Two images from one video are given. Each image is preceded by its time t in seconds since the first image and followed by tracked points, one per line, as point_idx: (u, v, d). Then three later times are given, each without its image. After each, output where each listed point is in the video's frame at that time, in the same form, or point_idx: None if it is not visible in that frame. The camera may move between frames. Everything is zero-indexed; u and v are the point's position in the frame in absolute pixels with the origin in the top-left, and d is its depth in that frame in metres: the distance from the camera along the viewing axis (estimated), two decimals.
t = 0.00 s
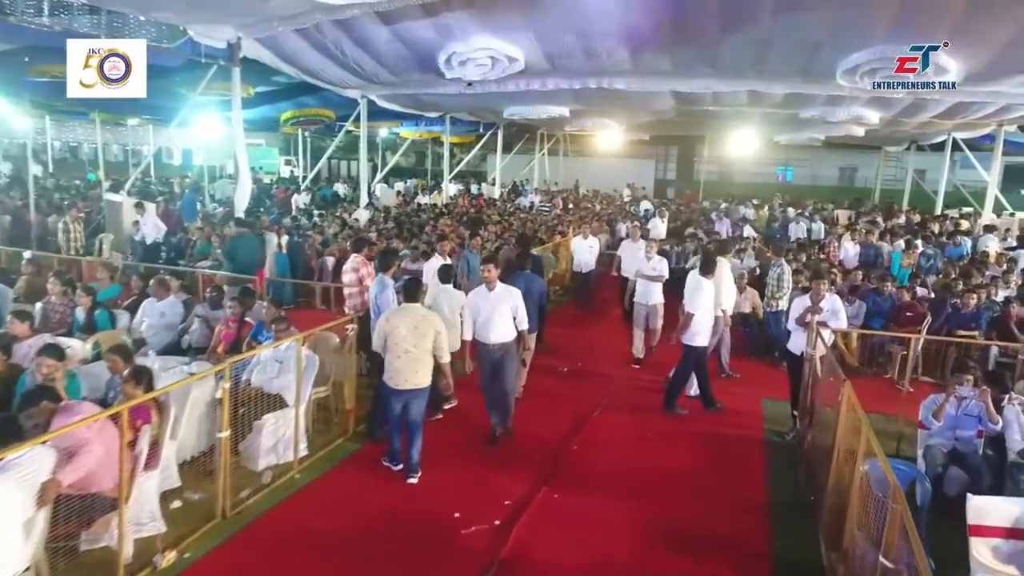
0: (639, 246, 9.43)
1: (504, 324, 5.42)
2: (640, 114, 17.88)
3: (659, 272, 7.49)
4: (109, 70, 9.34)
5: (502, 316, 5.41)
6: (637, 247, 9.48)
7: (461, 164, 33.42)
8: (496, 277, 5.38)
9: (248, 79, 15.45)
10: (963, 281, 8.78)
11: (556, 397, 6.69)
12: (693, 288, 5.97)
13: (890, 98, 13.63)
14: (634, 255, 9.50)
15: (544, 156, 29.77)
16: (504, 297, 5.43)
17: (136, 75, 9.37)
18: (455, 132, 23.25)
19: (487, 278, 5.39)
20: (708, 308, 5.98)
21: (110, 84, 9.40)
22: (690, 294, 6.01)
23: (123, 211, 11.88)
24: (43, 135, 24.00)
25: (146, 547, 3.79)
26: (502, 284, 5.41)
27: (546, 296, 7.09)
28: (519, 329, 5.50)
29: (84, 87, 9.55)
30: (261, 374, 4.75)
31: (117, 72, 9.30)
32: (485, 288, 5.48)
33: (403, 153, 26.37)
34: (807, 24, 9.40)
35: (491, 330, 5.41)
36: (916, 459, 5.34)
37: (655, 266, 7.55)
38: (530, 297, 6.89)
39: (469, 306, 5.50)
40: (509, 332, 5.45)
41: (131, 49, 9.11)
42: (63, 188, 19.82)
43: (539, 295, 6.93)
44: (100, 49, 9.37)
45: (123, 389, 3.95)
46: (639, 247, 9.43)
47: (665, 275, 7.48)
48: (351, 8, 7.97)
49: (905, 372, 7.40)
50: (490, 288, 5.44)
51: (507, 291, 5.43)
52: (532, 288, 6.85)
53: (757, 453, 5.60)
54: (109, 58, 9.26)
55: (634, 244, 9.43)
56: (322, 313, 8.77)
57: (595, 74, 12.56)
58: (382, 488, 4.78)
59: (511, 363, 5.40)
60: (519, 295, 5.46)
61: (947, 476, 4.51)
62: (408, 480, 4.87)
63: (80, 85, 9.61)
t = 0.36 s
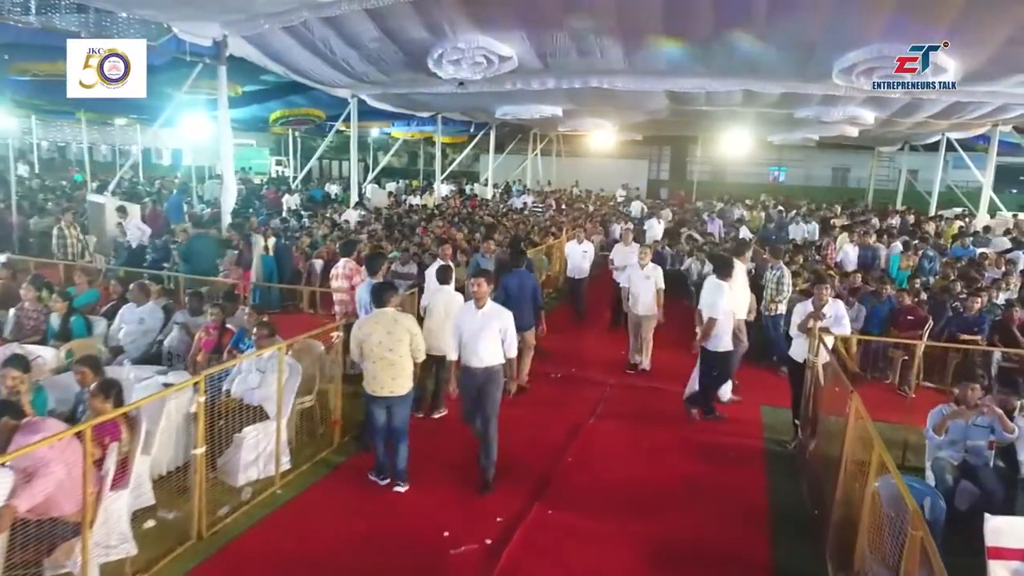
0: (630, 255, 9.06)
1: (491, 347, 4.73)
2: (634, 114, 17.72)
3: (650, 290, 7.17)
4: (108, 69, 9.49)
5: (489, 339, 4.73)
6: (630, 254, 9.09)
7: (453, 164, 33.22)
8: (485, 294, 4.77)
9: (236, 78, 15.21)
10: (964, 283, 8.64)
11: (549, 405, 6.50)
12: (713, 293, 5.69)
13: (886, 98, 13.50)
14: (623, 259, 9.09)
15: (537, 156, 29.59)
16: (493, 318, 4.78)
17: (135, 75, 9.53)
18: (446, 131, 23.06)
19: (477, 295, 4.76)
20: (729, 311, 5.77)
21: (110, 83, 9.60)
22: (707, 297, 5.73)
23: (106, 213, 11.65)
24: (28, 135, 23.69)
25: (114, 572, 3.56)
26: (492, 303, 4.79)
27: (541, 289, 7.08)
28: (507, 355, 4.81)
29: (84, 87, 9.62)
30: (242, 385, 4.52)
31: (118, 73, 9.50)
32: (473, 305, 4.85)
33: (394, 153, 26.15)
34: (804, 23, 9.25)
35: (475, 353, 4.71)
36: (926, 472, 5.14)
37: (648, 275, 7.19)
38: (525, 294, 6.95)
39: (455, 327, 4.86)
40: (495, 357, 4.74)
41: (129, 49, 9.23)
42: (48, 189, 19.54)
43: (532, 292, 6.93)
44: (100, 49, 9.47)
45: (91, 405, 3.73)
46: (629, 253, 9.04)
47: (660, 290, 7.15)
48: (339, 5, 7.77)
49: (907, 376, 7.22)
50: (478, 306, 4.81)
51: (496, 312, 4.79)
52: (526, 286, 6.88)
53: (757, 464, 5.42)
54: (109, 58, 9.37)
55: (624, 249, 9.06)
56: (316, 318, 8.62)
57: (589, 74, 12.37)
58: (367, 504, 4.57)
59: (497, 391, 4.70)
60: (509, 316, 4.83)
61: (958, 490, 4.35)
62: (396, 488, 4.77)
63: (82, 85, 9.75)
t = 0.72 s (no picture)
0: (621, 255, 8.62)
1: (466, 367, 4.35)
2: (631, 113, 17.57)
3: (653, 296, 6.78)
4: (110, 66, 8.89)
5: (463, 360, 4.34)
6: (619, 253, 8.66)
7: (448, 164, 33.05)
8: (456, 308, 4.34)
9: (227, 77, 15.01)
10: (966, 285, 8.50)
11: (544, 412, 6.32)
12: (736, 298, 5.58)
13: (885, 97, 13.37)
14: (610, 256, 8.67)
15: (532, 156, 29.44)
16: (465, 335, 4.34)
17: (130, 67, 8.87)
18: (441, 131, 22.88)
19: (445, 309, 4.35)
20: (751, 316, 5.62)
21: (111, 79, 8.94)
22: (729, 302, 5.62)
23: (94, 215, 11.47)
24: (18, 135, 23.45)
25: None
26: (464, 318, 4.37)
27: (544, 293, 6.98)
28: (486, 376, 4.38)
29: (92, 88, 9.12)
30: (223, 395, 4.37)
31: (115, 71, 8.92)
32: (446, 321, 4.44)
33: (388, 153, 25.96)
34: (804, 22, 9.09)
35: (448, 375, 4.36)
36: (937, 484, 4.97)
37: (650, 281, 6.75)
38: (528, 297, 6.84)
39: (430, 343, 4.51)
40: (472, 379, 4.36)
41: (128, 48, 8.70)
42: (37, 189, 19.31)
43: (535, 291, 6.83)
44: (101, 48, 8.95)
45: (62, 420, 3.54)
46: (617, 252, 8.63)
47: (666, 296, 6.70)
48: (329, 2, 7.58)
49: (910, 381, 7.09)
50: (450, 321, 4.39)
51: (467, 325, 4.34)
52: (530, 289, 6.77)
53: (759, 474, 5.26)
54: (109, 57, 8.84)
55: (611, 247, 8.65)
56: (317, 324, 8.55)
57: (585, 73, 12.20)
58: (356, 519, 4.39)
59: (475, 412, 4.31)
60: (484, 331, 4.36)
61: (971, 504, 4.20)
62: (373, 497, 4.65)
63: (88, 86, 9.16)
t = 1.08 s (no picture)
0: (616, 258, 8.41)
1: (417, 399, 3.79)
2: (628, 113, 17.40)
3: (651, 307, 6.24)
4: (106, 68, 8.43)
5: (413, 386, 3.80)
6: (612, 256, 8.43)
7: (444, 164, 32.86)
8: (404, 327, 3.86)
9: (218, 76, 14.79)
10: (972, 288, 8.33)
11: (540, 422, 6.11)
12: (766, 305, 5.42)
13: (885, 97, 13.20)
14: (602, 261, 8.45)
15: (528, 157, 29.25)
16: (417, 358, 3.84)
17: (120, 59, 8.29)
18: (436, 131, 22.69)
19: (394, 327, 3.87)
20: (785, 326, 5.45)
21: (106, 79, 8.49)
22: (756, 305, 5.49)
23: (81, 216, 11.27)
24: (8, 134, 23.18)
25: None
26: (414, 338, 3.87)
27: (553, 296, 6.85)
28: (440, 407, 3.82)
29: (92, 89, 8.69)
30: (204, 408, 4.16)
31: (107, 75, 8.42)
32: (394, 342, 3.94)
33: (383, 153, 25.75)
34: (805, 20, 8.92)
35: (396, 405, 3.80)
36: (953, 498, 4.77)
37: (649, 292, 6.25)
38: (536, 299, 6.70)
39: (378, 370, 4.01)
40: (423, 411, 3.79)
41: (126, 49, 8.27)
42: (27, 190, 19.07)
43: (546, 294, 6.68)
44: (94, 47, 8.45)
45: (27, 439, 3.34)
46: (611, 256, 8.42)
47: (662, 308, 6.21)
48: None
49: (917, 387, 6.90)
50: (398, 342, 3.90)
51: (418, 347, 3.86)
52: (538, 290, 6.65)
53: (764, 488, 5.05)
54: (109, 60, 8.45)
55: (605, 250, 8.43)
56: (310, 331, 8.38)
57: (581, 72, 12.01)
58: (342, 539, 4.18)
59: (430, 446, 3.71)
60: (436, 354, 3.86)
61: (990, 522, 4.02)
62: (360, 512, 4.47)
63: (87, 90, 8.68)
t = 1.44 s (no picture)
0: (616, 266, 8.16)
1: (349, 448, 3.33)
2: (626, 114, 17.23)
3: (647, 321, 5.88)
4: (111, 70, 8.41)
5: (347, 434, 3.34)
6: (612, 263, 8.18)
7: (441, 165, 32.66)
8: (345, 364, 3.38)
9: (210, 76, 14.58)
10: (979, 293, 8.15)
11: (536, 436, 5.90)
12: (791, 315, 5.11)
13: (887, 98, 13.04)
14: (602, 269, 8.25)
15: (526, 157, 29.07)
16: (351, 405, 3.35)
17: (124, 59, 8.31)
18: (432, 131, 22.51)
19: (331, 365, 3.38)
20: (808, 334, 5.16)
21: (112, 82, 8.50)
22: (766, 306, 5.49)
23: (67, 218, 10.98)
24: None
25: None
26: (353, 379, 3.37)
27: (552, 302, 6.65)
28: (374, 462, 3.34)
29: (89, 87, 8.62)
30: (183, 428, 3.96)
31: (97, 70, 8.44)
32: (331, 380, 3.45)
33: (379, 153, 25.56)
34: (807, 20, 8.74)
35: (328, 455, 3.35)
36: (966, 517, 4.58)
37: (646, 305, 5.89)
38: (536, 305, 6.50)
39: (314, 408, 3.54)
40: (354, 465, 3.33)
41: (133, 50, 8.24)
42: (18, 192, 18.87)
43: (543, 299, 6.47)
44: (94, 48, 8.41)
45: None
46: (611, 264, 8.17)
47: (662, 321, 5.83)
48: None
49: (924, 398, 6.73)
50: (335, 381, 3.40)
51: (356, 390, 3.35)
52: (538, 296, 6.44)
53: (769, 507, 4.86)
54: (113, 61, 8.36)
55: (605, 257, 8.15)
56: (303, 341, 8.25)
57: (579, 72, 11.84)
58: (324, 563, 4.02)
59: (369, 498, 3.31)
60: (374, 401, 3.35)
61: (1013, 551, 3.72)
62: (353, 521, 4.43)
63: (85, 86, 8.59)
